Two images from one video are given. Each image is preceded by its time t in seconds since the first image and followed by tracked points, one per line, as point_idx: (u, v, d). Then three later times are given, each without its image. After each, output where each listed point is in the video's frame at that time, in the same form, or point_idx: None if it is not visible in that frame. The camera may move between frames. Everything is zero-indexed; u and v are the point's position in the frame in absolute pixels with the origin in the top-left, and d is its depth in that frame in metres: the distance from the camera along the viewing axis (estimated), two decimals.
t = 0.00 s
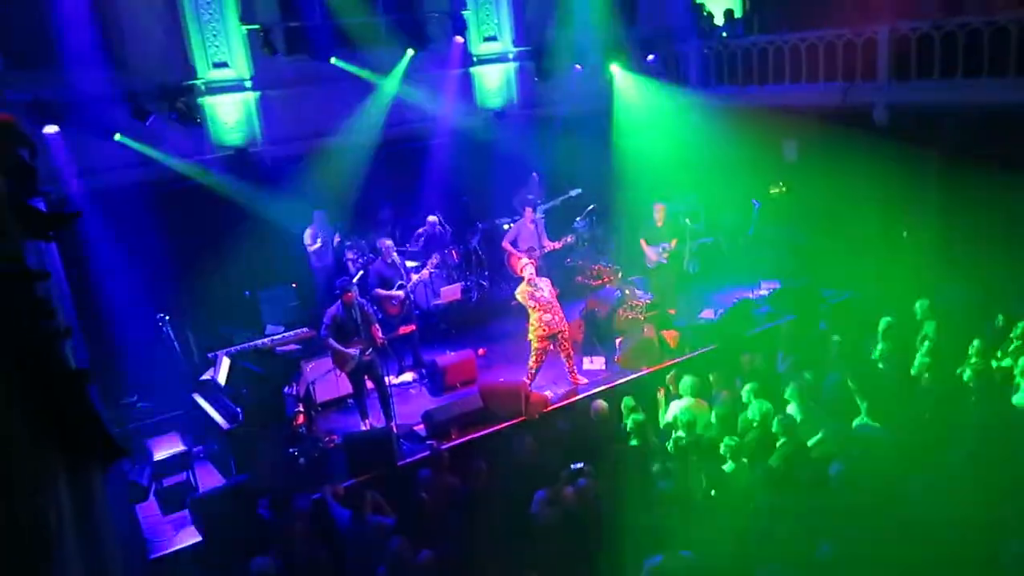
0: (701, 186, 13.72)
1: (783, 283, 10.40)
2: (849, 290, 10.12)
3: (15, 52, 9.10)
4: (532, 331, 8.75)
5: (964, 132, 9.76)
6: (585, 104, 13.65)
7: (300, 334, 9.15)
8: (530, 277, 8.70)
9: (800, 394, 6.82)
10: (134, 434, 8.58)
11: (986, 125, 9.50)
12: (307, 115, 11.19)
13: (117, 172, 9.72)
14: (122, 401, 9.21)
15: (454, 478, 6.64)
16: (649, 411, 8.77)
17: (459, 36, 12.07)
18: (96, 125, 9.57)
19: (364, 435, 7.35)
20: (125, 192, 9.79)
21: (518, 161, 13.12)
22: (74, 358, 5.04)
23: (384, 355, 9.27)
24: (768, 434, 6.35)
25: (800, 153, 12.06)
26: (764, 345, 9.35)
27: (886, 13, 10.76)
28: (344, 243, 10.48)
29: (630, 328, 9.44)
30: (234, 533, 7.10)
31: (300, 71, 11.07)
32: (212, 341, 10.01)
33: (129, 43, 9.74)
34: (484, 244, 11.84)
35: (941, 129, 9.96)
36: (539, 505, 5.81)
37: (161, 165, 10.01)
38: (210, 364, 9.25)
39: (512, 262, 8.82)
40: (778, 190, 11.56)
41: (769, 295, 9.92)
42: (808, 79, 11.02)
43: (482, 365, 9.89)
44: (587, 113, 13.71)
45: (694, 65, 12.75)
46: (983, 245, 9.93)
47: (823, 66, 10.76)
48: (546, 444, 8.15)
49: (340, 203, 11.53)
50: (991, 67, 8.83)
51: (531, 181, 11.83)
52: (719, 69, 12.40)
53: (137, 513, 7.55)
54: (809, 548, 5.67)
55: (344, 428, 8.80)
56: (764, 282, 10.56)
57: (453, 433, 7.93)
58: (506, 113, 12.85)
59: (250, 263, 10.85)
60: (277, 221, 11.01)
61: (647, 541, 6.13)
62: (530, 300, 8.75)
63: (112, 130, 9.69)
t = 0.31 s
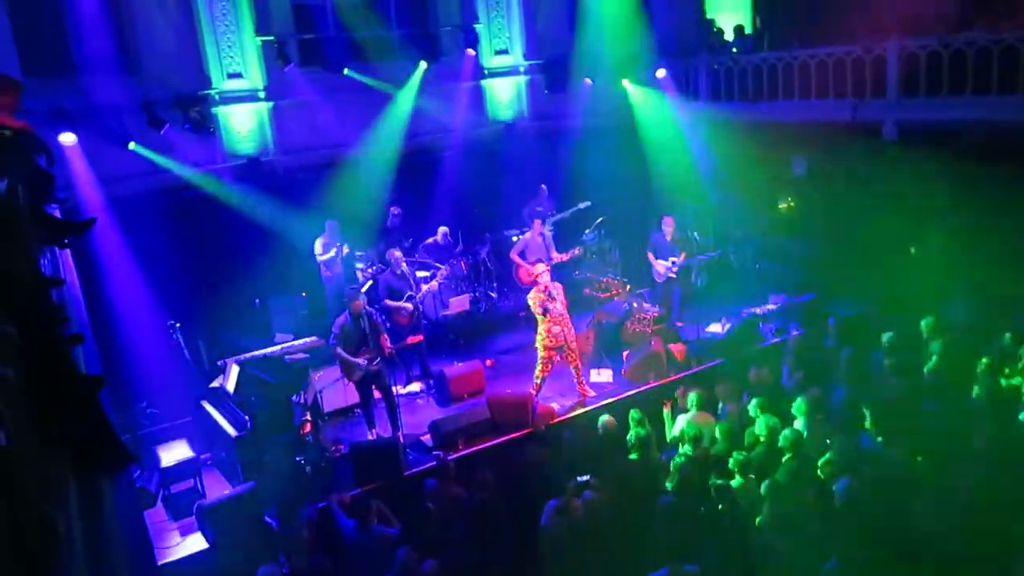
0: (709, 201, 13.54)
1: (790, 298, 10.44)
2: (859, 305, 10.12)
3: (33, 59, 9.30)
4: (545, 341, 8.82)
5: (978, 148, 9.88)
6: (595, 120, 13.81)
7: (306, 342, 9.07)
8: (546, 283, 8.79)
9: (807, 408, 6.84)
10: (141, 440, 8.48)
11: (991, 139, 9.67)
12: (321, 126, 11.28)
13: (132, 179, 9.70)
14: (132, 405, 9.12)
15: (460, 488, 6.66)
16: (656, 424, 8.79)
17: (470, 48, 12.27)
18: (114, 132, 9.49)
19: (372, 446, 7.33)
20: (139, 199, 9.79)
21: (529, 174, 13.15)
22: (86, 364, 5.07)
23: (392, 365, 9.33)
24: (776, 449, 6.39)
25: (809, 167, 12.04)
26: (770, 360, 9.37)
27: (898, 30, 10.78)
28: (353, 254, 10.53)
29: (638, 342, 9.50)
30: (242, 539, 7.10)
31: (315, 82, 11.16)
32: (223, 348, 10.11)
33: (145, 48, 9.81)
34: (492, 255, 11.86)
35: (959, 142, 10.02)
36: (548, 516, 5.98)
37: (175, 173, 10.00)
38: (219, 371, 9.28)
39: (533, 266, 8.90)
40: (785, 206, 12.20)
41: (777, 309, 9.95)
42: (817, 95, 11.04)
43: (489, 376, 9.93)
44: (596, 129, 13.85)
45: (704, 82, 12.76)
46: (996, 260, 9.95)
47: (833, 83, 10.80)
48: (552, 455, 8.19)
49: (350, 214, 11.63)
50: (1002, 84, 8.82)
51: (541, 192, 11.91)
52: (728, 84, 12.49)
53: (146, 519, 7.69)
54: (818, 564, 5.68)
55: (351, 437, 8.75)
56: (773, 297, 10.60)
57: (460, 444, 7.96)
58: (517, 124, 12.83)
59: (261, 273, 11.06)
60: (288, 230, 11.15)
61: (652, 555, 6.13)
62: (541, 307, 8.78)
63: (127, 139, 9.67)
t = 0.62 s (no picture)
0: (721, 218, 13.76)
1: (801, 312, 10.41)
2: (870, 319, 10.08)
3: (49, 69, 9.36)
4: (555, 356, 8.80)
5: (986, 167, 9.78)
6: (607, 131, 13.66)
7: (314, 353, 9.26)
8: (577, 298, 8.77)
9: (817, 425, 6.77)
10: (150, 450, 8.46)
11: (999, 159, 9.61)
12: (332, 137, 11.31)
13: (145, 189, 9.85)
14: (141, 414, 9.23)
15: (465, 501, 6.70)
16: (665, 439, 8.74)
17: (480, 62, 12.29)
18: (127, 147, 9.74)
19: (376, 457, 7.33)
20: (152, 210, 9.93)
21: (538, 187, 13.15)
22: (97, 374, 5.08)
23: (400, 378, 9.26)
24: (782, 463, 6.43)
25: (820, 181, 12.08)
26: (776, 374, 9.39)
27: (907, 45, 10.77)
28: (362, 263, 10.63)
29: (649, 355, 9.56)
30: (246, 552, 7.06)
31: (329, 95, 11.20)
32: (233, 358, 10.16)
33: (160, 60, 9.93)
34: (501, 267, 11.97)
35: (964, 163, 10.05)
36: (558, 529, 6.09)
37: (189, 181, 10.16)
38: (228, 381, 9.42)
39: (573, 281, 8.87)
40: (795, 220, 12.28)
41: (787, 324, 9.90)
42: (828, 110, 11.03)
43: (497, 389, 9.90)
44: (608, 140, 13.74)
45: (714, 97, 12.86)
46: (1001, 276, 9.97)
47: (843, 98, 10.80)
48: (558, 468, 8.16)
49: (361, 224, 11.62)
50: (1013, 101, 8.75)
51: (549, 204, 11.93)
52: (738, 99, 12.57)
53: (153, 529, 7.62)
54: None
55: (361, 449, 8.58)
56: (784, 311, 10.57)
57: (466, 457, 7.90)
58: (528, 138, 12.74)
59: (273, 283, 11.18)
60: (298, 243, 11.24)
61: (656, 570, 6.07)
62: (569, 316, 8.84)
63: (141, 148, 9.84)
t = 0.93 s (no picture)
0: (737, 238, 14.05)
1: (817, 333, 10.38)
2: (886, 341, 10.06)
3: (73, 90, 9.56)
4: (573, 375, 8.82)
5: (1003, 192, 9.92)
6: (624, 151, 13.51)
7: (331, 370, 9.24)
8: (603, 330, 8.71)
9: (836, 447, 6.73)
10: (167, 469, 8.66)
11: (1017, 182, 9.69)
12: (348, 157, 11.29)
13: (163, 207, 9.91)
14: (159, 431, 9.48)
15: (481, 520, 6.68)
16: (680, 460, 8.71)
17: (496, 83, 12.21)
18: (146, 163, 9.60)
19: (395, 476, 7.29)
20: (169, 228, 9.98)
21: (553, 206, 13.26)
22: (116, 390, 5.12)
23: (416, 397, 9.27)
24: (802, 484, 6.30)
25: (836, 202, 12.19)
26: (793, 395, 9.32)
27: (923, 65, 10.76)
28: (381, 277, 10.75)
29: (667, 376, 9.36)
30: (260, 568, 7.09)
31: (347, 115, 11.28)
32: (249, 375, 10.24)
33: (180, 81, 10.10)
34: (517, 287, 12.26)
35: (986, 187, 10.11)
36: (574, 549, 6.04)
37: (208, 201, 10.19)
38: (244, 398, 9.49)
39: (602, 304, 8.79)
40: (812, 240, 12.46)
41: (805, 345, 9.83)
42: (845, 129, 11.01)
43: (511, 408, 9.89)
44: (625, 160, 13.57)
45: (730, 115, 13.00)
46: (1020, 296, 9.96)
47: (860, 118, 10.80)
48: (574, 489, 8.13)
49: (378, 241, 11.87)
50: None
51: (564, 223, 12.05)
52: (754, 119, 12.66)
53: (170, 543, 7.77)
54: None
55: (373, 467, 8.71)
56: (801, 332, 10.59)
57: (481, 476, 7.84)
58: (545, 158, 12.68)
59: (290, 301, 11.28)
60: (317, 259, 11.40)
61: None
62: (588, 336, 8.79)
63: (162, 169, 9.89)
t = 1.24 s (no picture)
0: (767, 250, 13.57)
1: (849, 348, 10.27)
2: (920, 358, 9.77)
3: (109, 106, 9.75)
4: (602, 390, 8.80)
5: None
6: (647, 166, 13.70)
7: (359, 384, 9.16)
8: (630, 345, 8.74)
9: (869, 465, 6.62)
10: (199, 478, 8.80)
11: None
12: (377, 173, 11.52)
13: (199, 223, 10.17)
14: (190, 442, 9.62)
15: (508, 536, 6.68)
16: (710, 476, 8.63)
17: (523, 98, 12.30)
18: (179, 178, 9.81)
19: (422, 490, 7.25)
20: (204, 243, 10.20)
21: (581, 222, 13.26)
22: (150, 403, 5.20)
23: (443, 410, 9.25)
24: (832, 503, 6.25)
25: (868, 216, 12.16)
26: (825, 411, 9.19)
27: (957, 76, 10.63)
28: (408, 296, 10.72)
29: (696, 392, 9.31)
30: None
31: (376, 131, 11.47)
32: (279, 388, 10.36)
33: (214, 97, 10.33)
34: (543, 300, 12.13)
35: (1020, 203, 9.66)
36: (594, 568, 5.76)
37: (243, 215, 10.46)
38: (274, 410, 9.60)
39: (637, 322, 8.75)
40: (842, 255, 12.56)
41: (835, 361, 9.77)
42: (876, 142, 10.92)
43: (539, 422, 9.88)
44: (649, 175, 13.74)
45: (760, 129, 12.84)
46: None
47: (892, 131, 10.69)
48: (602, 504, 8.07)
49: (405, 258, 11.88)
50: None
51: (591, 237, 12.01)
52: (784, 131, 12.49)
53: (200, 557, 7.90)
54: None
55: (401, 480, 8.73)
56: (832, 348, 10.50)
57: (508, 490, 7.84)
58: (569, 172, 12.92)
59: (318, 314, 11.26)
60: (347, 272, 11.42)
61: None
62: (615, 350, 8.79)
63: (194, 183, 10.02)
